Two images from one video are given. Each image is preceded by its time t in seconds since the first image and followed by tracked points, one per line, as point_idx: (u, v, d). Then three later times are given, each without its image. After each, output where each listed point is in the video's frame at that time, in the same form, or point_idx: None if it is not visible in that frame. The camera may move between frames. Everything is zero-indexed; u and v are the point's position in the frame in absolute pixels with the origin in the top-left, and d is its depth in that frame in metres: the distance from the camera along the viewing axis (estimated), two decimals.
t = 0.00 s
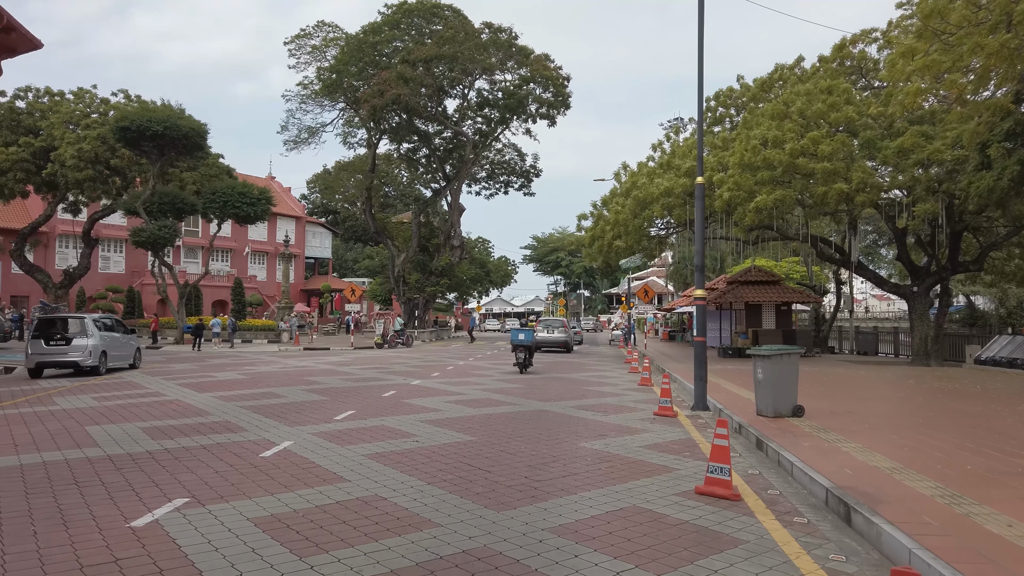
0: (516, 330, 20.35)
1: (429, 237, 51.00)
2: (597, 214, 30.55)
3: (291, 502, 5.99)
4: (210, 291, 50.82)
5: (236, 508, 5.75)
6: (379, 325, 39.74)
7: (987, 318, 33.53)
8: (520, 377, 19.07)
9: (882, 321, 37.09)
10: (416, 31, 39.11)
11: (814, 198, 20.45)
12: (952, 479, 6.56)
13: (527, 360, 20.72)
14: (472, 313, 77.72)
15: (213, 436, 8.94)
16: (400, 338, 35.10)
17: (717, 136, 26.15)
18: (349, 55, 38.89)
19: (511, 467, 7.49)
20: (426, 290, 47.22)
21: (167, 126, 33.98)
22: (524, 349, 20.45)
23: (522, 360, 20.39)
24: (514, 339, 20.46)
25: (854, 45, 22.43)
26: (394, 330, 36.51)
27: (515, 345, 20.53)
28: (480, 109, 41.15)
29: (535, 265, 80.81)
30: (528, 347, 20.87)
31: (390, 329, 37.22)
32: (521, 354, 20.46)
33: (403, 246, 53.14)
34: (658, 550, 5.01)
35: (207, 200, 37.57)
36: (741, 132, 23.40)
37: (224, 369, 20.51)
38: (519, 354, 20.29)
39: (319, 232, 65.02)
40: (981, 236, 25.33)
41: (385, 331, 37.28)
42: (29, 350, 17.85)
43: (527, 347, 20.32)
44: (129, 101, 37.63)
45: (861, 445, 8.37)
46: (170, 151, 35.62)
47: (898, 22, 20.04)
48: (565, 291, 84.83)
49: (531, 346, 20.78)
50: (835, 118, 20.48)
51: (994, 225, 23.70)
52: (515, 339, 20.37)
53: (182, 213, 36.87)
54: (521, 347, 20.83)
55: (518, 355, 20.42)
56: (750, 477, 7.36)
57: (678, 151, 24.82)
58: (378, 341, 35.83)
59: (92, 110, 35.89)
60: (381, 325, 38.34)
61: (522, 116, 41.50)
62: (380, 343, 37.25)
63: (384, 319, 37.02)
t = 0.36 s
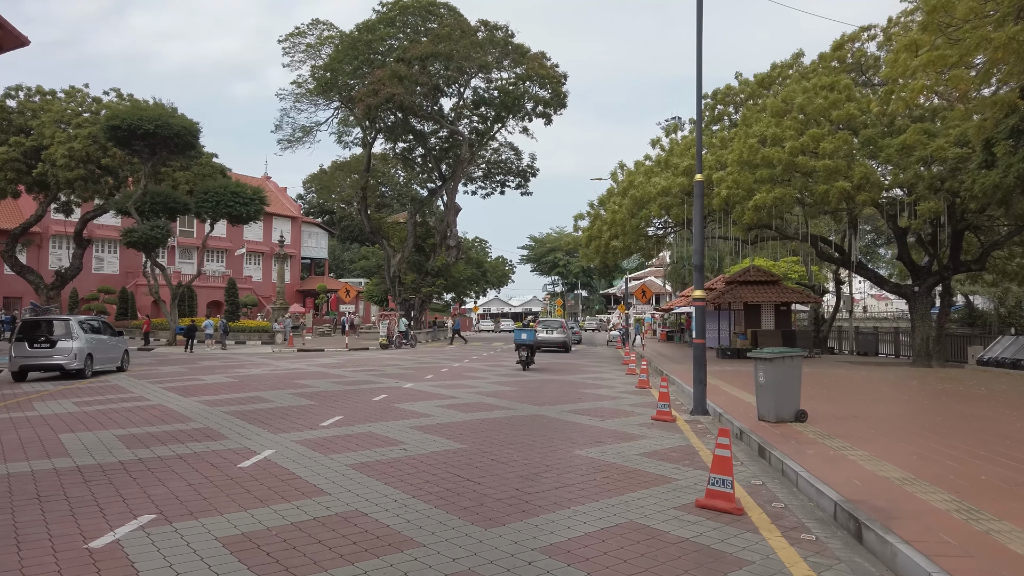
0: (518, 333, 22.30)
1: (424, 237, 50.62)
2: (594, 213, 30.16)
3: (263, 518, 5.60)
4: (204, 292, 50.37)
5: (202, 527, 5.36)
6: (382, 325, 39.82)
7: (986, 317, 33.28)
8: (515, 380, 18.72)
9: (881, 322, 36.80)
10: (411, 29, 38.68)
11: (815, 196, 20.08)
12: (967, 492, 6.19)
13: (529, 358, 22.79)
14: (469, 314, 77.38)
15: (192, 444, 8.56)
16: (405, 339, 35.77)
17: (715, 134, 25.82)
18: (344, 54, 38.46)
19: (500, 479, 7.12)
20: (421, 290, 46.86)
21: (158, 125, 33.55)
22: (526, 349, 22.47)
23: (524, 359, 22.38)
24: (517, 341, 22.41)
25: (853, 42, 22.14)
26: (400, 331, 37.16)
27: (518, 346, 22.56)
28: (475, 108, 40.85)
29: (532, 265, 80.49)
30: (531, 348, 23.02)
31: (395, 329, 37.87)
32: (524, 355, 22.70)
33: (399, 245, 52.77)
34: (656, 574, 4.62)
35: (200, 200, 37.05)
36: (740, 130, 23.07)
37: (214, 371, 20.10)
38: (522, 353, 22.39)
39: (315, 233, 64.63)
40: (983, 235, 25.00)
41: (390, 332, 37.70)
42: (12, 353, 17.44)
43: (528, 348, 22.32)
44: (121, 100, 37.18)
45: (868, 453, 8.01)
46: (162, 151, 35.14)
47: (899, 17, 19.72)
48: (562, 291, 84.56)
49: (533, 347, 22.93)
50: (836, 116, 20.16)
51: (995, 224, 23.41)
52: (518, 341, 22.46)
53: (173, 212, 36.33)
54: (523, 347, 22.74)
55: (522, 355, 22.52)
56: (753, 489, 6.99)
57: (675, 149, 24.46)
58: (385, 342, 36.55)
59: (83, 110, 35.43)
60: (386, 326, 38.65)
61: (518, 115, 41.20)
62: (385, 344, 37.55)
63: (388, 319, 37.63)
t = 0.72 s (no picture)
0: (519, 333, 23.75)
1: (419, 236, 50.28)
2: (589, 212, 29.78)
3: (228, 532, 5.22)
4: (198, 292, 49.95)
5: (160, 541, 4.98)
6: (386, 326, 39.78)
7: (985, 317, 32.99)
8: (509, 380, 18.38)
9: (879, 322, 36.50)
10: (405, 26, 38.19)
11: (814, 194, 19.73)
12: (977, 500, 5.85)
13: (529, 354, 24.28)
14: (466, 314, 77.06)
15: (165, 450, 8.17)
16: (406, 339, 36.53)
17: (713, 131, 25.44)
18: (338, 51, 38.04)
19: (486, 486, 6.76)
20: (416, 290, 46.51)
21: (148, 123, 33.14)
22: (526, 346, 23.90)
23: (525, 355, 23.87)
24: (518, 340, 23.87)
25: (852, 38, 21.87)
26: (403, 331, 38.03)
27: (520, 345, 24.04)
28: (470, 106, 40.50)
29: (529, 264, 80.14)
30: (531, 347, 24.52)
31: (398, 330, 38.63)
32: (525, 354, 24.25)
33: (393, 245, 52.40)
34: None
35: (191, 199, 36.58)
36: (737, 126, 22.72)
37: (201, 373, 19.70)
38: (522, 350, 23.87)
39: (311, 232, 64.23)
40: (983, 234, 24.66)
41: (394, 331, 38.32)
42: None
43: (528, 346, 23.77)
44: (112, 98, 36.72)
45: (871, 458, 7.66)
46: (152, 148, 34.68)
47: (901, 11, 19.37)
48: (559, 291, 84.28)
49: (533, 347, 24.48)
50: (836, 112, 19.79)
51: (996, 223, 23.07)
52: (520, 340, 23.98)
53: (164, 211, 35.79)
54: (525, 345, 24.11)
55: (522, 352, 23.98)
56: (752, 497, 6.64)
57: (672, 146, 24.08)
58: (387, 341, 37.35)
59: (73, 107, 34.98)
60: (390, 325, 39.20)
61: (514, 113, 40.83)
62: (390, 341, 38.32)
63: (393, 320, 38.50)
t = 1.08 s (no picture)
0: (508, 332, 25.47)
1: (402, 236, 49.86)
2: (571, 211, 29.50)
3: (164, 548, 4.86)
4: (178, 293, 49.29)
5: (87, 559, 4.61)
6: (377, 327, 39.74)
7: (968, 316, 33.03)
8: (487, 382, 18.05)
9: (862, 321, 36.49)
10: (387, 23, 37.77)
11: (796, 192, 19.52)
12: (959, 507, 5.58)
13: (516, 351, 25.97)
14: (451, 315, 76.66)
15: (116, 457, 7.78)
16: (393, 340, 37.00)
17: (696, 129, 25.22)
18: (319, 48, 37.56)
19: (448, 495, 6.42)
20: (399, 291, 46.14)
21: (124, 121, 32.55)
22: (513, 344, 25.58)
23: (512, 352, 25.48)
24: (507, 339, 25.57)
25: (835, 36, 21.75)
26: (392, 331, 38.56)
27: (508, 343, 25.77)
28: (453, 105, 40.13)
29: (515, 265, 79.82)
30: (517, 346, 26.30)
31: (388, 331, 38.94)
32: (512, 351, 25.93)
33: (376, 245, 51.95)
34: None
35: (167, 198, 35.92)
36: (720, 124, 22.53)
37: (173, 375, 19.22)
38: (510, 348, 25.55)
39: (294, 232, 63.60)
40: (966, 233, 24.61)
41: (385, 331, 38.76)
42: None
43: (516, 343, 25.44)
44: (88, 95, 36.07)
45: (851, 461, 7.39)
46: (128, 147, 34.06)
47: (884, 8, 19.25)
48: (545, 291, 84.08)
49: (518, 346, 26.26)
50: (819, 109, 19.61)
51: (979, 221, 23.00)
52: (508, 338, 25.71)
53: (140, 210, 35.08)
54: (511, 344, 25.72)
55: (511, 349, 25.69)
56: (725, 504, 6.35)
57: (654, 144, 23.83)
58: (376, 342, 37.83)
59: (48, 104, 34.33)
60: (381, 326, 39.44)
61: (497, 112, 40.50)
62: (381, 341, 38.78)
63: (383, 322, 38.62)
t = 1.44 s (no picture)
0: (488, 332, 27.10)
1: (380, 237, 49.44)
2: (548, 211, 29.28)
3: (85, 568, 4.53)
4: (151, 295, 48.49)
5: None
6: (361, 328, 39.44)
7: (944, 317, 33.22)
8: (460, 384, 17.74)
9: (839, 321, 36.59)
10: (362, 21, 37.40)
11: (772, 192, 19.39)
12: (927, 515, 5.40)
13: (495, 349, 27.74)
14: (432, 317, 76.22)
15: (56, 467, 7.43)
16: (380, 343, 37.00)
17: (672, 129, 25.13)
18: (293, 47, 37.09)
19: (401, 506, 6.14)
20: (376, 292, 45.69)
21: (92, 120, 31.93)
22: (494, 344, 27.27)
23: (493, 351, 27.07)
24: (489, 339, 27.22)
25: (810, 36, 21.71)
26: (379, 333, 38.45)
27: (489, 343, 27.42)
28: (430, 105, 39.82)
29: (496, 266, 79.52)
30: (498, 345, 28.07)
31: (374, 334, 38.75)
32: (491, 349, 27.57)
33: (353, 246, 51.47)
34: None
35: (137, 198, 35.24)
36: (695, 124, 22.41)
37: (137, 379, 18.72)
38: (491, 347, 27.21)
39: (271, 234, 62.84)
40: (940, 233, 24.67)
41: (370, 334, 38.59)
42: None
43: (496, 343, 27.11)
44: (57, 94, 35.35)
45: (820, 467, 7.19)
46: (97, 146, 33.40)
47: (859, 9, 19.23)
48: (526, 292, 83.89)
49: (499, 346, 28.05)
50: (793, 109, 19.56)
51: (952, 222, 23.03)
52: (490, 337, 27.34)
53: (110, 211, 34.35)
54: (492, 344, 27.31)
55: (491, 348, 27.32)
56: (689, 513, 6.13)
57: (630, 144, 23.66)
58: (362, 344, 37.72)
59: (15, 102, 33.62)
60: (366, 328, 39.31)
61: (475, 112, 40.21)
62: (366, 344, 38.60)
63: (369, 323, 38.40)
